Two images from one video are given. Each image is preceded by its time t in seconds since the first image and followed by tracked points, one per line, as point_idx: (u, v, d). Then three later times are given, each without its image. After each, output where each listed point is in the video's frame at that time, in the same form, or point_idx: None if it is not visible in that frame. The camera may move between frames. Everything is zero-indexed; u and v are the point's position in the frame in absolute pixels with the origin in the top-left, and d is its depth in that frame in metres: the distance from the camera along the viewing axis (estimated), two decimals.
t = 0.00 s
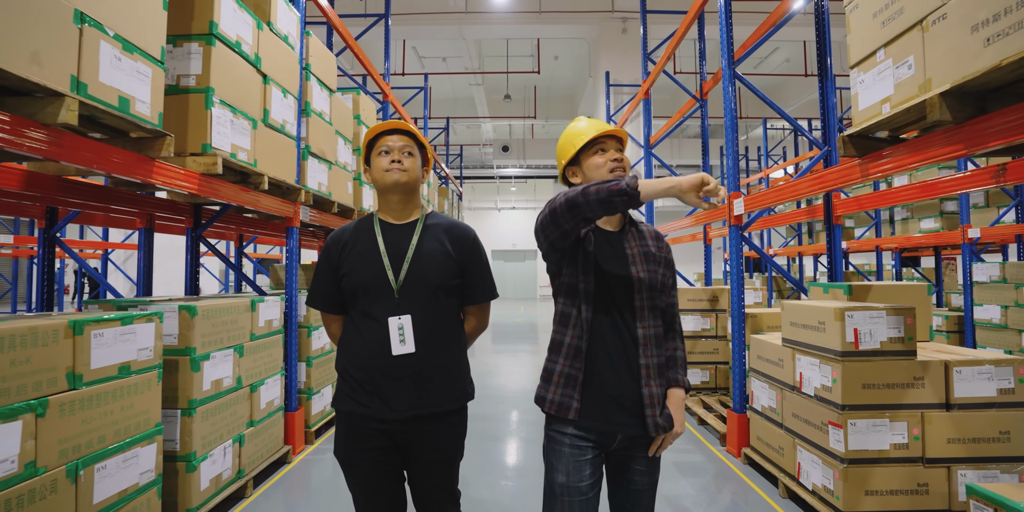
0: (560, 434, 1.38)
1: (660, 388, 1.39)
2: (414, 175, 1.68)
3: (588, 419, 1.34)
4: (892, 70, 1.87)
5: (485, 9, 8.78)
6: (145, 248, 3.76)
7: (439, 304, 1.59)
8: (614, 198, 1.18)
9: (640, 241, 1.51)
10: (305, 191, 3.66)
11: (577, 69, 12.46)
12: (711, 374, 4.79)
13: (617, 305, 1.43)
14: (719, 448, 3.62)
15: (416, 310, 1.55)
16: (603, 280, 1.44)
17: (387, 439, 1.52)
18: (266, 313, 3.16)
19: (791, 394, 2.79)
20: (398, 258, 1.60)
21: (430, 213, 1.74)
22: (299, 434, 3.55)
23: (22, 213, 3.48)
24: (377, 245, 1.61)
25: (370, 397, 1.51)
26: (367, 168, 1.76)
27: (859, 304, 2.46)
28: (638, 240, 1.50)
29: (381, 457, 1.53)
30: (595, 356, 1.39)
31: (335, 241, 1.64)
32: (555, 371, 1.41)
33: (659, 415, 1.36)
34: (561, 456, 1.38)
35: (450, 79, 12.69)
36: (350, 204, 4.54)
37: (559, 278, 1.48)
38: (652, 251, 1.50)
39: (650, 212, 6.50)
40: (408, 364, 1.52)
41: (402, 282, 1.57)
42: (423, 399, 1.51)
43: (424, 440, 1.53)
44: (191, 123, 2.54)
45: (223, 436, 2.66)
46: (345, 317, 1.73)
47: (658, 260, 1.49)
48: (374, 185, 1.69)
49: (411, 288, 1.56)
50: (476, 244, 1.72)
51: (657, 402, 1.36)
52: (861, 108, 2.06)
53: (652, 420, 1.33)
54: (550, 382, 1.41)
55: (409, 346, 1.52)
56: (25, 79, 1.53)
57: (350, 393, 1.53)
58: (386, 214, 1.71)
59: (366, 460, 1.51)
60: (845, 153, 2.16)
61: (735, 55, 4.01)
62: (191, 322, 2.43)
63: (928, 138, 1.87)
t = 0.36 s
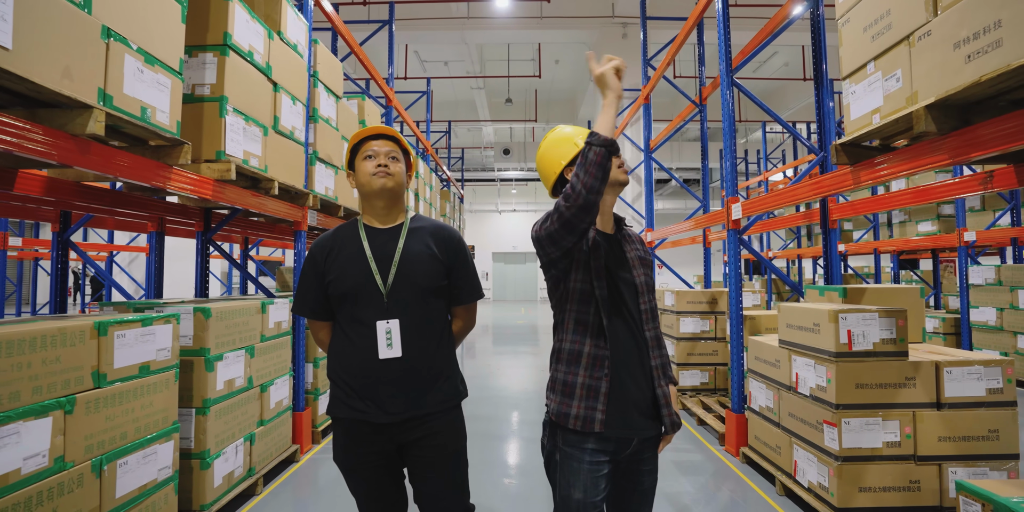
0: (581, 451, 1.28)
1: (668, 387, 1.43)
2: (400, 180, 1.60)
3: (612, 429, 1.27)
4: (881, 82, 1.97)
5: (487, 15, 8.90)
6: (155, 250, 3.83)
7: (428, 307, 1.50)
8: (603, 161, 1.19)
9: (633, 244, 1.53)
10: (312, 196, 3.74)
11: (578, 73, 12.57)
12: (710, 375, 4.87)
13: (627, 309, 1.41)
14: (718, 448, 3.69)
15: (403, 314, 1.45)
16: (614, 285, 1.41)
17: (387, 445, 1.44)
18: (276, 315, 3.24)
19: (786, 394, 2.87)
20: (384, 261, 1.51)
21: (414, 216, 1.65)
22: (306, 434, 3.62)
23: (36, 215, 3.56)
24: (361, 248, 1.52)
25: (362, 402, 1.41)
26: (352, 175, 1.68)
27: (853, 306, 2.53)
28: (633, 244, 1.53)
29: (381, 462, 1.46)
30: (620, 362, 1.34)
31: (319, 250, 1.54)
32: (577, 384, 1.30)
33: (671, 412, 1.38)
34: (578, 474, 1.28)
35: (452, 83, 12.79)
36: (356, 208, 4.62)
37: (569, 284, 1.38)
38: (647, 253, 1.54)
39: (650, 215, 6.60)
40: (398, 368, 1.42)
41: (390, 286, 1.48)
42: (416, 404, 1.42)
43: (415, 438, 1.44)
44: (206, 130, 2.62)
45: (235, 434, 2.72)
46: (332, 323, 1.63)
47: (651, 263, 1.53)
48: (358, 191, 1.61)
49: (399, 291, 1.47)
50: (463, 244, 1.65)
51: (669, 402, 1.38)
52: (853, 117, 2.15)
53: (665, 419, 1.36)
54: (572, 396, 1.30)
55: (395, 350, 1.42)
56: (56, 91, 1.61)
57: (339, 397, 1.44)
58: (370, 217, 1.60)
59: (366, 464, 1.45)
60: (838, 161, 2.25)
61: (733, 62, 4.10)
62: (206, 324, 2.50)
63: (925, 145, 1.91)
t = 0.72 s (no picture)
0: (592, 465, 1.33)
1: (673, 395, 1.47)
2: (402, 186, 1.64)
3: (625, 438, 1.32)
4: (874, 93, 2.04)
5: (488, 20, 8.97)
6: (164, 255, 3.90)
7: (433, 309, 1.55)
8: (598, 143, 1.33)
9: (633, 250, 1.61)
10: (319, 201, 3.82)
11: (578, 77, 12.66)
12: (710, 377, 4.93)
13: (633, 318, 1.45)
14: (718, 448, 3.75)
15: (410, 317, 1.51)
16: (622, 291, 1.46)
17: (397, 445, 1.49)
18: (284, 318, 3.31)
19: (785, 395, 2.93)
20: (389, 266, 1.55)
21: (415, 219, 1.68)
22: (313, 435, 3.68)
23: (49, 221, 3.63)
24: (366, 253, 1.56)
25: (373, 405, 1.47)
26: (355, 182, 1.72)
27: (849, 309, 2.60)
28: (634, 250, 1.60)
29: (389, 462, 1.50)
30: (630, 368, 1.40)
31: (322, 255, 1.57)
32: (587, 390, 1.35)
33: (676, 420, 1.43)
34: (589, 488, 1.33)
35: (453, 88, 12.87)
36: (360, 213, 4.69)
37: (572, 287, 1.45)
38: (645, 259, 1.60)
39: (650, 219, 6.67)
40: (405, 370, 1.48)
41: (397, 290, 1.53)
42: (423, 405, 1.48)
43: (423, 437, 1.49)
44: (218, 138, 2.69)
45: (246, 435, 2.78)
46: (338, 327, 1.67)
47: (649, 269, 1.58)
48: (362, 197, 1.64)
49: (404, 295, 1.52)
50: (464, 246, 1.69)
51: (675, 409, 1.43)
52: (847, 126, 2.22)
53: (670, 427, 1.40)
54: (584, 403, 1.34)
55: (400, 354, 1.48)
56: (82, 104, 1.68)
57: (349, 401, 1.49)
58: (374, 222, 1.64)
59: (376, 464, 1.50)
60: (833, 167, 2.32)
61: (731, 69, 4.18)
62: (218, 326, 2.57)
63: (922, 151, 1.96)
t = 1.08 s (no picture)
0: (574, 463, 1.40)
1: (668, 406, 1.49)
2: (427, 193, 1.67)
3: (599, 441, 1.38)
4: (862, 104, 2.13)
5: (489, 27, 9.08)
6: (174, 259, 3.98)
7: (451, 316, 1.58)
8: (564, 158, 1.44)
9: (636, 259, 1.64)
10: (326, 207, 3.91)
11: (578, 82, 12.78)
12: (709, 379, 5.00)
13: (623, 327, 1.51)
14: (716, 449, 3.82)
15: (428, 324, 1.53)
16: (608, 300, 1.53)
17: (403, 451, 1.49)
18: (293, 321, 3.39)
19: (782, 396, 3.00)
20: (410, 271, 1.58)
21: (436, 226, 1.72)
22: (320, 435, 3.75)
23: (63, 226, 3.71)
24: (388, 259, 1.58)
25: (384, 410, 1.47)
26: (377, 187, 1.75)
27: (841, 311, 2.68)
28: (636, 259, 1.63)
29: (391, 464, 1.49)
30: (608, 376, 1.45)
31: (344, 257, 1.60)
32: (565, 394, 1.43)
33: (668, 432, 1.44)
34: (572, 485, 1.39)
35: (454, 93, 12.98)
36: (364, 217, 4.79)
37: (561, 294, 1.55)
38: (648, 271, 1.63)
39: (650, 223, 6.76)
40: (422, 375, 1.50)
41: (416, 296, 1.56)
42: (437, 410, 1.49)
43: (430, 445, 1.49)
44: (231, 147, 2.79)
45: (256, 435, 2.86)
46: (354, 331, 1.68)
47: (654, 281, 1.62)
48: (385, 202, 1.67)
49: (424, 300, 1.55)
50: (484, 255, 1.72)
51: (667, 420, 1.45)
52: (838, 135, 2.31)
53: (662, 436, 1.43)
54: (561, 405, 1.43)
55: (417, 360, 1.49)
56: (108, 117, 1.77)
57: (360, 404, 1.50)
58: (396, 227, 1.68)
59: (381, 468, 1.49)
60: (824, 176, 2.41)
61: (728, 78, 4.27)
62: (231, 328, 2.65)
63: (914, 159, 2.01)
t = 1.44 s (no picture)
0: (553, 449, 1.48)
1: (655, 414, 1.46)
2: (454, 190, 1.66)
3: (574, 436, 1.46)
4: (850, 112, 2.20)
5: (489, 32, 9.15)
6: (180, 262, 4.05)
7: (469, 319, 1.53)
8: (558, 213, 1.32)
9: (651, 261, 1.54)
10: (329, 210, 3.98)
11: (578, 86, 12.86)
12: (707, 380, 5.06)
13: (615, 331, 1.51)
14: (713, 449, 3.88)
15: (443, 325, 1.49)
16: (592, 305, 1.53)
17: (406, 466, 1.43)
18: (297, 322, 3.46)
19: (775, 396, 3.06)
20: (429, 270, 1.56)
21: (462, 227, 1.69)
22: (322, 435, 3.81)
23: (71, 230, 3.77)
24: (408, 256, 1.57)
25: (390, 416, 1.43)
26: (405, 183, 1.74)
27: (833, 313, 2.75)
28: (648, 261, 1.54)
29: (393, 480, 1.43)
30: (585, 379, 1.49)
31: (366, 249, 1.60)
32: (543, 387, 1.52)
33: (648, 441, 1.43)
34: (551, 467, 1.48)
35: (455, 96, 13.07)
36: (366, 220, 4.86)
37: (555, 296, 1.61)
38: (659, 274, 1.54)
39: (649, 226, 6.83)
40: (431, 378, 1.45)
41: (433, 295, 1.53)
42: (446, 417, 1.44)
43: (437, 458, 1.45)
44: (238, 153, 2.86)
45: (262, 434, 2.93)
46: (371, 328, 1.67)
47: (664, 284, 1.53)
48: (412, 198, 1.67)
49: (441, 301, 1.51)
50: (510, 260, 1.67)
51: (647, 428, 1.43)
52: (828, 141, 2.38)
53: (643, 446, 1.41)
54: (536, 397, 1.53)
55: (428, 361, 1.45)
56: (123, 126, 1.84)
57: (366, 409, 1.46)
58: (420, 224, 1.67)
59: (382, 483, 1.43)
60: (815, 181, 2.48)
61: (724, 84, 4.35)
62: (238, 330, 2.72)
63: (910, 162, 2.04)
